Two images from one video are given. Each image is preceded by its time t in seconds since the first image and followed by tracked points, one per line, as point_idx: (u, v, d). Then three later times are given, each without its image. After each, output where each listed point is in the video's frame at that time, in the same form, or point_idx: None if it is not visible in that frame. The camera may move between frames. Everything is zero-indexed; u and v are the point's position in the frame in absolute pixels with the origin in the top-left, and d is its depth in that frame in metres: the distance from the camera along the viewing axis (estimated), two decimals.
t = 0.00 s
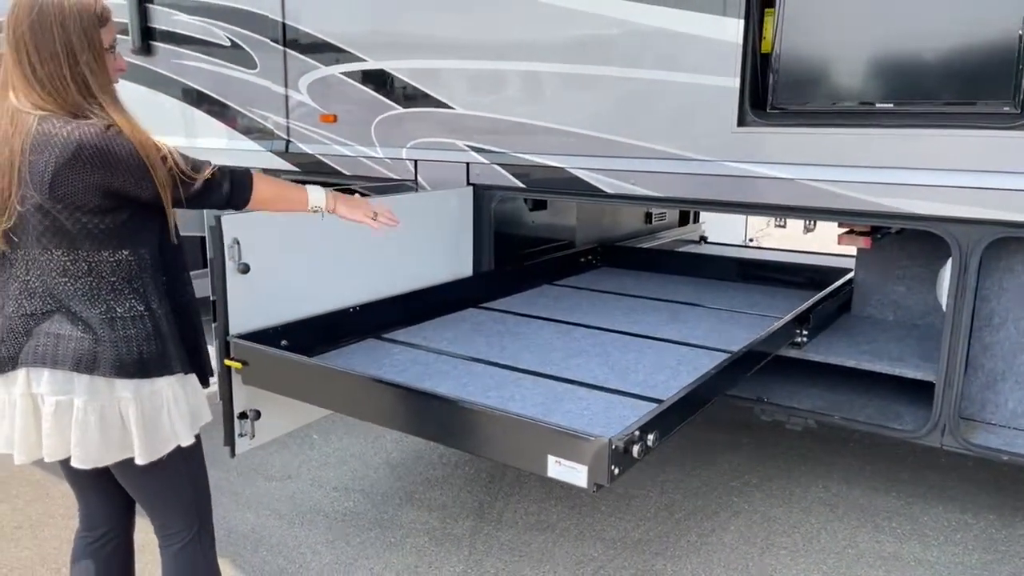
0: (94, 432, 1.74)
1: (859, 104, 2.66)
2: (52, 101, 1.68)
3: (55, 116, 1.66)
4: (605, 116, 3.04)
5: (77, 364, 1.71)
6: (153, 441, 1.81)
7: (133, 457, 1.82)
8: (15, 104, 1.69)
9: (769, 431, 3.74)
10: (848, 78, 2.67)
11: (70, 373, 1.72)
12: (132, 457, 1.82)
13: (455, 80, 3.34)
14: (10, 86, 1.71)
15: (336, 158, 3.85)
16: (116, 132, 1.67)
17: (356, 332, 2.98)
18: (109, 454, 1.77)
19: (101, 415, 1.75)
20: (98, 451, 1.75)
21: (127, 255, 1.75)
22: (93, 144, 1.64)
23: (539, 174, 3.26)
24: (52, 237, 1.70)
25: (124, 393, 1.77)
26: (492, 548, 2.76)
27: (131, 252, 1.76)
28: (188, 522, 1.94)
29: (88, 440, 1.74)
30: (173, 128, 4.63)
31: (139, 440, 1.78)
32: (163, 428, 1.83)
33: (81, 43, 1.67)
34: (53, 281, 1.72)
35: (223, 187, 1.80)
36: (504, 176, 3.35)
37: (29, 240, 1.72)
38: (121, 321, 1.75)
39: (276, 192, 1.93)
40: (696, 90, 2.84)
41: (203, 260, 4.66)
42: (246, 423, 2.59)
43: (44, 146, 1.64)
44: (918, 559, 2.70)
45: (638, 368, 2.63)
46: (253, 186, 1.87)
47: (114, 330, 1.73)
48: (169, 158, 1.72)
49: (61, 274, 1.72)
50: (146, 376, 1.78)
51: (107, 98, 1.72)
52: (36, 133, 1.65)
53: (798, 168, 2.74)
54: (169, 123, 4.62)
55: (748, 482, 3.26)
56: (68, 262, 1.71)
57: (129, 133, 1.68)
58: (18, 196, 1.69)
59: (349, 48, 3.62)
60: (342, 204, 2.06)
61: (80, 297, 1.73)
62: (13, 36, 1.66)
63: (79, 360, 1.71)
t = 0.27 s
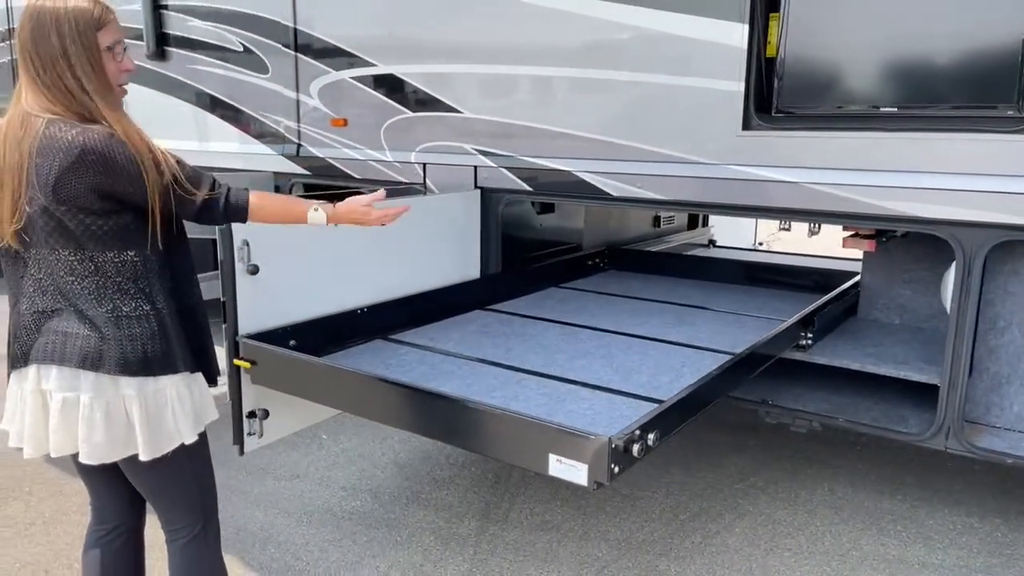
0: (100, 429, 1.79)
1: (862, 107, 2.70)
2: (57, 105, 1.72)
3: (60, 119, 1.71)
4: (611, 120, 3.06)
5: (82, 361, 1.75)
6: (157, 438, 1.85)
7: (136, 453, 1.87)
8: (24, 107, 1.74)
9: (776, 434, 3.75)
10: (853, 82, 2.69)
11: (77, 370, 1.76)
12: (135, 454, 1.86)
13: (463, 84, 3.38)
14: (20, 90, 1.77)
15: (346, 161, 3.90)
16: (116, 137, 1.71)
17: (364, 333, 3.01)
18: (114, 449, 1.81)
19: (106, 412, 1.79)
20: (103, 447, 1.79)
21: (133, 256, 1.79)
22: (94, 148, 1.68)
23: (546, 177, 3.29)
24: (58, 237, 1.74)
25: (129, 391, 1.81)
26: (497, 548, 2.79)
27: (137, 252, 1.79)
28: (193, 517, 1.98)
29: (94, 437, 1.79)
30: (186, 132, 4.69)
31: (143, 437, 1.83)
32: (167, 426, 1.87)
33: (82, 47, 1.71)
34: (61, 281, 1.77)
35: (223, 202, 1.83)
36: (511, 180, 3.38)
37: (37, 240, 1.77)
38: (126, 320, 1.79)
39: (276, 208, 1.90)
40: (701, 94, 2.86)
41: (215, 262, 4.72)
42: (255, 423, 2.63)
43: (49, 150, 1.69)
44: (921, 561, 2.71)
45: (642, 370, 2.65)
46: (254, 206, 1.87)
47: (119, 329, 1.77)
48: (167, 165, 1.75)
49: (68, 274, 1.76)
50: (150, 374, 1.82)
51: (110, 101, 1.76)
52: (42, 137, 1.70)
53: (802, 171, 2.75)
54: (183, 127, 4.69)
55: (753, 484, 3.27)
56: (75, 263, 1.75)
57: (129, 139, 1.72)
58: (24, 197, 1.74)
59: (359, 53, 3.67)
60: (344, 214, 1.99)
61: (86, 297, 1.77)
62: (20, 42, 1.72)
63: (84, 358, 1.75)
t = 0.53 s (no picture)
0: (113, 424, 1.83)
1: (866, 112, 2.71)
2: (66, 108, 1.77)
3: (68, 122, 1.76)
4: (617, 125, 3.08)
5: (97, 357, 1.80)
6: (168, 432, 1.89)
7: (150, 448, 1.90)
8: (35, 111, 1.79)
9: (782, 437, 3.75)
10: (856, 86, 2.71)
11: (91, 366, 1.81)
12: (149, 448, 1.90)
13: (471, 90, 3.41)
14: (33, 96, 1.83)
15: (356, 166, 3.94)
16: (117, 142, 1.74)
17: (371, 335, 3.05)
18: (127, 443, 1.85)
19: (121, 406, 1.83)
20: (116, 441, 1.83)
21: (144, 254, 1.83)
22: (100, 152, 1.72)
23: (553, 181, 3.31)
24: (70, 238, 1.78)
25: (141, 386, 1.85)
26: (502, 549, 2.81)
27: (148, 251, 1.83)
28: (203, 513, 2.01)
29: (107, 431, 1.82)
30: (198, 136, 4.75)
31: (155, 431, 1.87)
32: (178, 420, 1.91)
33: (88, 52, 1.76)
34: (76, 279, 1.81)
35: (174, 253, 1.77)
36: (518, 184, 3.42)
37: (50, 240, 1.81)
38: (139, 316, 1.83)
39: (221, 251, 1.82)
40: (705, 99, 2.88)
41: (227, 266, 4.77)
42: (264, 422, 2.67)
43: (57, 152, 1.73)
44: (926, 565, 2.71)
45: (646, 372, 2.67)
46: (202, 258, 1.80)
47: (132, 325, 1.82)
48: (161, 175, 1.77)
49: (83, 273, 1.81)
50: (162, 369, 1.86)
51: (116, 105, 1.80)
52: (51, 139, 1.75)
53: (807, 175, 2.76)
54: (195, 132, 4.75)
55: (759, 487, 3.28)
56: (89, 261, 1.80)
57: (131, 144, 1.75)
58: (33, 198, 1.78)
59: (369, 59, 3.71)
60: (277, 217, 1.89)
61: (99, 295, 1.81)
62: (31, 48, 1.78)
63: (99, 353, 1.80)
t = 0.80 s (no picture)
0: (126, 423, 1.87)
1: (868, 117, 2.73)
2: (73, 114, 1.82)
3: (74, 128, 1.80)
4: (623, 130, 3.11)
5: (105, 358, 1.84)
6: (180, 429, 1.93)
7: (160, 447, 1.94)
8: (46, 117, 1.85)
9: (788, 442, 3.75)
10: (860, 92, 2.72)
11: (99, 366, 1.85)
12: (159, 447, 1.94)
13: (479, 95, 3.44)
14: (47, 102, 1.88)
15: (364, 171, 3.98)
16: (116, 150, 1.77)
17: (378, 339, 3.07)
18: (142, 441, 1.89)
19: (131, 407, 1.87)
20: (131, 439, 1.87)
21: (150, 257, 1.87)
22: (101, 158, 1.75)
23: (560, 186, 3.33)
24: (75, 242, 1.82)
25: (150, 386, 1.89)
26: (507, 551, 2.83)
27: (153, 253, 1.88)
28: (212, 510, 2.03)
29: (123, 430, 1.87)
30: (210, 142, 4.80)
31: (168, 429, 1.91)
32: (189, 418, 1.95)
33: (98, 60, 1.80)
34: (83, 282, 1.85)
35: (132, 273, 1.78)
36: (525, 188, 3.43)
37: (55, 243, 1.85)
38: (147, 318, 1.88)
39: (182, 280, 1.79)
40: (710, 104, 2.90)
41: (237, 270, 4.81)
42: (272, 424, 2.70)
43: (62, 157, 1.77)
44: (930, 570, 2.71)
45: (650, 376, 2.68)
46: (159, 285, 1.78)
47: (139, 327, 1.86)
48: (149, 188, 1.79)
49: (90, 276, 1.85)
50: (169, 369, 1.90)
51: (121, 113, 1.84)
52: (57, 144, 1.79)
53: (811, 180, 2.77)
54: (207, 138, 4.80)
55: (764, 491, 3.28)
56: (96, 264, 1.84)
57: (131, 153, 1.78)
58: (39, 201, 1.82)
59: (378, 65, 3.75)
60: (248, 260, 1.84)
61: (106, 297, 1.86)
62: (48, 56, 1.84)
63: (107, 354, 1.84)
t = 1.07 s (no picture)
0: (123, 423, 1.89)
1: (874, 120, 2.75)
2: (83, 121, 1.86)
3: (85, 135, 1.83)
4: (629, 134, 3.12)
5: (109, 359, 1.87)
6: (176, 433, 1.94)
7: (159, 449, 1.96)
8: (60, 124, 1.88)
9: (795, 446, 3.75)
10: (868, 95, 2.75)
11: (103, 367, 1.88)
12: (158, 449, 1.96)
13: (486, 100, 3.47)
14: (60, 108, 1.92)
15: (372, 174, 4.00)
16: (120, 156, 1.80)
17: (385, 341, 3.10)
18: (137, 441, 1.91)
19: (131, 408, 1.90)
20: (126, 440, 1.90)
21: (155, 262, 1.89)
22: (106, 164, 1.78)
23: (566, 190, 3.35)
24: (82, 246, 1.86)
25: (152, 389, 1.91)
26: (512, 553, 2.84)
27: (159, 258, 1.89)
28: (214, 511, 2.05)
29: (116, 430, 1.89)
30: (219, 146, 4.84)
31: (164, 432, 1.92)
32: (188, 423, 1.96)
33: (106, 67, 1.83)
34: (90, 284, 1.88)
35: (149, 279, 1.81)
36: (531, 193, 3.46)
37: (65, 247, 1.89)
38: (151, 321, 1.90)
39: (194, 287, 1.83)
40: (716, 109, 2.91)
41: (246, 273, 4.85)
42: (279, 425, 2.73)
43: (70, 163, 1.81)
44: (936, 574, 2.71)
45: (655, 378, 2.69)
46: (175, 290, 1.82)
47: (143, 330, 1.88)
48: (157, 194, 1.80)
49: (97, 279, 1.88)
50: (172, 372, 1.92)
51: (129, 119, 1.86)
52: (66, 150, 1.83)
53: (815, 184, 2.78)
54: (217, 141, 4.84)
55: (769, 494, 3.29)
56: (102, 267, 1.87)
57: (136, 158, 1.81)
58: (49, 206, 1.86)
59: (387, 69, 3.78)
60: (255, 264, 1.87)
61: (112, 300, 1.88)
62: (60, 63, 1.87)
63: (111, 356, 1.87)
